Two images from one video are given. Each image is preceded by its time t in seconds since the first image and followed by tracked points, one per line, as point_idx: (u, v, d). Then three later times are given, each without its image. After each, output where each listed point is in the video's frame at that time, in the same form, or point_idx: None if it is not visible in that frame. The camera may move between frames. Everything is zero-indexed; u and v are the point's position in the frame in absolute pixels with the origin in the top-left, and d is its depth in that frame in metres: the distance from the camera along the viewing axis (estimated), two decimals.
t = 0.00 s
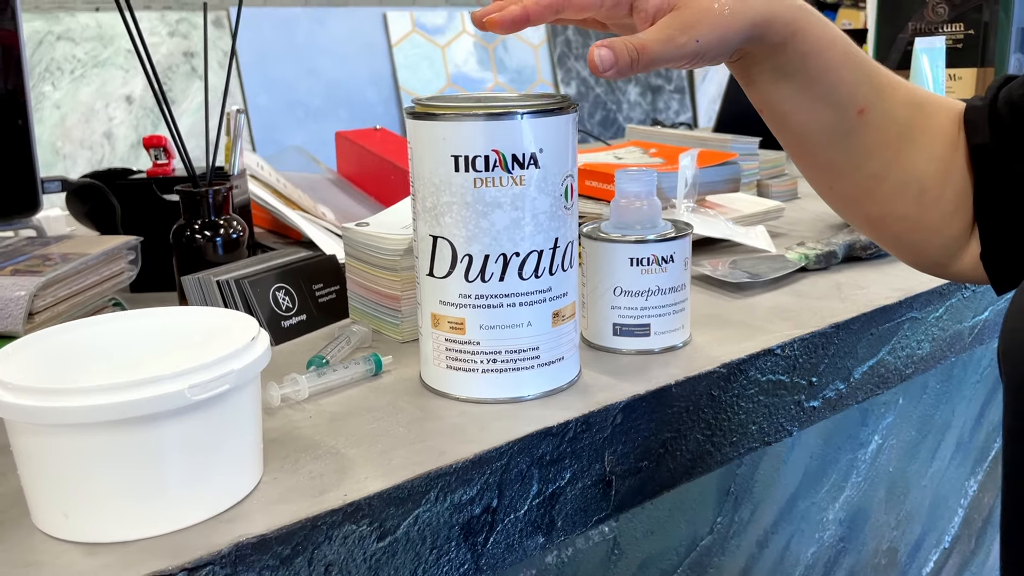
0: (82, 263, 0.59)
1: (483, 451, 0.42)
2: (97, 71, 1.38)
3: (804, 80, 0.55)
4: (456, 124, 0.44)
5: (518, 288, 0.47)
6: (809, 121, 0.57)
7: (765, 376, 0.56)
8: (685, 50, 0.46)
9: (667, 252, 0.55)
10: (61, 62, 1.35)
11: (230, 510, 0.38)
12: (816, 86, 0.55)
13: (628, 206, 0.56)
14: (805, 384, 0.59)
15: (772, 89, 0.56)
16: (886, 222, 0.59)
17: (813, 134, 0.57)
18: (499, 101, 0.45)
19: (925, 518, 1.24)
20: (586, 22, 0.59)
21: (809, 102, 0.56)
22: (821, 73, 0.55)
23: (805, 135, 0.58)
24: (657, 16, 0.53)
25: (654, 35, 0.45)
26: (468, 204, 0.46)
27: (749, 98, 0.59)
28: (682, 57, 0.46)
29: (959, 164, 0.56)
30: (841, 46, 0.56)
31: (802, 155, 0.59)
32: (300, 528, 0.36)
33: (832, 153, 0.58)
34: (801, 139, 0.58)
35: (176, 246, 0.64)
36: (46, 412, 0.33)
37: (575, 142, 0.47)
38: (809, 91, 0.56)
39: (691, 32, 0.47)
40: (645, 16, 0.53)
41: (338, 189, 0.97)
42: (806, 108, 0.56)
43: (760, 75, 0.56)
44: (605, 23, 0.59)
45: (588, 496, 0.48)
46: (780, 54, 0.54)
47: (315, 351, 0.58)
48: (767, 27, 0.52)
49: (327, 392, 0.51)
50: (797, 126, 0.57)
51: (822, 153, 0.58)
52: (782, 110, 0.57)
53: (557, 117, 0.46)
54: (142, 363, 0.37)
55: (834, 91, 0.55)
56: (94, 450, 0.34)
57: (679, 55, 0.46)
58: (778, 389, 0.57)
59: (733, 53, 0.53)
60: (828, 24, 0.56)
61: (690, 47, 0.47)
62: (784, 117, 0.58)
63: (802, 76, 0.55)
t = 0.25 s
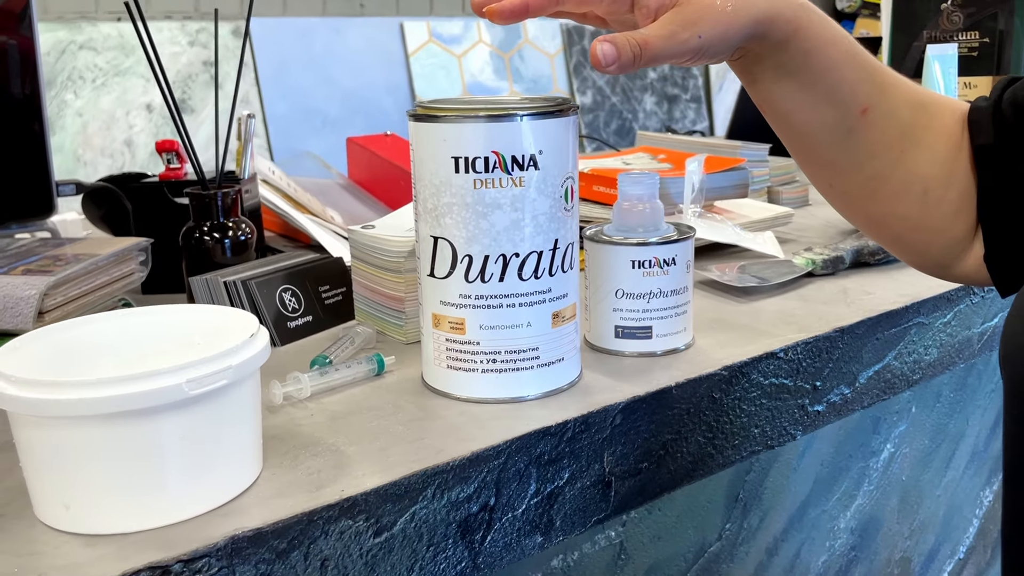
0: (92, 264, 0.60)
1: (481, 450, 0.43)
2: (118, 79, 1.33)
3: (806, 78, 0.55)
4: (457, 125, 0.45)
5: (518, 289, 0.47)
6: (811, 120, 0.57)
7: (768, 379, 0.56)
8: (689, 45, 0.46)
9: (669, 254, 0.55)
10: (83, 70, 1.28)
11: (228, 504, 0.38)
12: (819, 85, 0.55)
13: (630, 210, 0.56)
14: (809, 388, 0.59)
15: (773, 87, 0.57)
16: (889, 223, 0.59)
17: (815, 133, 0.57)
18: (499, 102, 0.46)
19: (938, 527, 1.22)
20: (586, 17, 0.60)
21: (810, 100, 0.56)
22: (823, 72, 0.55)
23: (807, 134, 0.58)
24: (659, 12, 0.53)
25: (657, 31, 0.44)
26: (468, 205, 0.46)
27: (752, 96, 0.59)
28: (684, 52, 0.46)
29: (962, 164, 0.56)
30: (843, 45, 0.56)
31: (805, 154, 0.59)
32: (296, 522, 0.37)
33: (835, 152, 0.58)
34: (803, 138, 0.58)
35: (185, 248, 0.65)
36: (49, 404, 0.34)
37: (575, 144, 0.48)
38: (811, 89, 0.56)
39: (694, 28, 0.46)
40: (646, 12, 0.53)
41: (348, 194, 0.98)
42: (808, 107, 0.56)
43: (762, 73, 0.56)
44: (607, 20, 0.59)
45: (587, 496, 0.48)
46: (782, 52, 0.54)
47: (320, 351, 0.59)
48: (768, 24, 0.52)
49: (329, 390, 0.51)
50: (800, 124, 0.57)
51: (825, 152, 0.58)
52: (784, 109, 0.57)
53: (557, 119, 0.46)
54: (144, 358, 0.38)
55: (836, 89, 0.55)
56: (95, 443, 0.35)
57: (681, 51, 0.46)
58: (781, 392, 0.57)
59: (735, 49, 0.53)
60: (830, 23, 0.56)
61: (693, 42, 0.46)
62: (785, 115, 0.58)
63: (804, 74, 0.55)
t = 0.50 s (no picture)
0: (98, 261, 0.61)
1: (476, 446, 0.43)
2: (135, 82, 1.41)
3: (810, 77, 0.55)
4: (455, 122, 0.45)
5: (515, 286, 0.47)
6: (816, 119, 0.56)
7: (769, 379, 0.56)
8: (692, 43, 0.45)
9: (669, 253, 0.55)
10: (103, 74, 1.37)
11: (222, 496, 0.38)
12: (823, 84, 0.55)
13: (631, 208, 0.56)
14: (812, 389, 0.58)
15: (777, 87, 0.56)
16: (895, 223, 0.59)
17: (820, 132, 0.57)
18: (497, 99, 0.46)
19: (951, 534, 1.21)
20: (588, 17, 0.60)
21: (815, 100, 0.56)
22: (828, 71, 0.54)
23: (812, 133, 0.57)
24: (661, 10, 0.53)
25: (659, 29, 0.44)
26: (465, 201, 0.46)
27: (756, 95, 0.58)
28: (687, 51, 0.46)
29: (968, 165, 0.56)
30: (848, 44, 0.55)
31: (810, 154, 0.59)
32: (289, 515, 0.37)
33: (840, 151, 0.57)
34: (807, 138, 0.58)
35: (191, 246, 0.66)
36: (44, 394, 0.34)
37: (573, 142, 0.48)
38: (816, 88, 0.55)
39: (697, 26, 0.46)
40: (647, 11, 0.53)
41: (356, 195, 0.98)
42: (812, 106, 0.56)
43: (766, 72, 0.56)
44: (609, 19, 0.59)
45: (584, 494, 0.48)
46: (786, 51, 0.54)
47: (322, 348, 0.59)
48: (771, 24, 0.51)
49: (328, 387, 0.52)
50: (804, 123, 0.57)
51: (830, 152, 0.58)
52: (788, 108, 0.57)
53: (556, 117, 0.46)
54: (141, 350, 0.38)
55: (841, 89, 0.55)
56: (90, 433, 0.35)
57: (684, 50, 0.45)
58: (784, 393, 0.57)
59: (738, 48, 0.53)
60: (836, 21, 0.55)
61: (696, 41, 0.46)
62: (789, 115, 0.57)
63: (808, 73, 0.55)
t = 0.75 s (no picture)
0: (105, 256, 0.62)
1: (471, 440, 0.43)
2: (155, 85, 1.56)
3: (804, 80, 0.53)
4: (453, 116, 0.45)
5: (514, 281, 0.47)
6: (812, 124, 0.55)
7: (772, 378, 0.55)
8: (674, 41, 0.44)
9: (671, 249, 0.54)
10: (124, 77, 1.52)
11: (217, 487, 0.38)
12: (817, 88, 0.54)
13: (633, 205, 0.56)
14: (815, 388, 0.58)
15: (770, 92, 0.55)
16: (898, 226, 0.58)
17: (817, 138, 0.56)
18: (495, 94, 0.46)
19: (965, 539, 1.20)
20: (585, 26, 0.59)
21: (809, 105, 0.54)
22: (821, 76, 0.53)
23: (808, 139, 0.56)
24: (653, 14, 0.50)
25: (640, 25, 0.42)
26: (464, 196, 0.46)
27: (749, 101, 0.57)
28: (669, 51, 0.44)
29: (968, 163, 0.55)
30: (839, 47, 0.54)
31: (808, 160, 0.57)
32: (282, 506, 0.37)
33: (838, 156, 0.56)
34: (803, 143, 0.57)
35: (198, 242, 0.67)
36: (39, 382, 0.34)
37: (572, 138, 0.48)
38: (810, 93, 0.54)
39: (679, 25, 0.44)
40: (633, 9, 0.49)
41: (366, 194, 0.99)
42: (807, 111, 0.55)
43: (758, 78, 0.54)
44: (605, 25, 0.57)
45: (582, 490, 0.48)
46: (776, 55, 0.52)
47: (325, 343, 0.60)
48: (761, 29, 0.50)
49: (328, 381, 0.52)
50: (800, 129, 0.56)
51: (828, 157, 0.57)
52: (782, 113, 0.55)
53: (554, 111, 0.46)
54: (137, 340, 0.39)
55: (835, 93, 0.54)
56: (85, 422, 0.35)
57: (665, 48, 0.44)
58: (786, 392, 0.56)
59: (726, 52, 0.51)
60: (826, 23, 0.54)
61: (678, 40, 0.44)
62: (784, 120, 0.56)
63: (801, 78, 0.53)
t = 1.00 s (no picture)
0: (114, 258, 0.62)
1: (468, 442, 0.43)
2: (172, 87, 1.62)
3: (861, 48, 0.46)
4: (454, 122, 0.45)
5: (513, 285, 0.48)
6: (856, 100, 0.48)
7: (773, 382, 0.55)
8: None
9: (672, 254, 0.55)
10: (141, 78, 1.58)
11: (216, 487, 0.39)
12: (871, 60, 0.46)
13: (635, 210, 0.56)
14: (817, 393, 0.58)
15: (824, 54, 0.47)
16: (922, 217, 0.52)
17: (856, 117, 0.48)
18: (496, 100, 0.46)
19: (976, 545, 1.19)
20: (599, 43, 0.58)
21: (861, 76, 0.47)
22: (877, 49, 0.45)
23: (848, 114, 0.49)
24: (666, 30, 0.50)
25: None
26: (463, 200, 0.47)
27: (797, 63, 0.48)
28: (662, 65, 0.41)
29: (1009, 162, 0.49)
30: (899, 18, 0.46)
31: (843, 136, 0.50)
32: (279, 506, 0.37)
33: (878, 137, 0.49)
34: (844, 119, 0.49)
35: (206, 243, 0.68)
36: (41, 383, 0.35)
37: (572, 143, 0.48)
38: (861, 64, 0.46)
39: None
40: None
41: (375, 195, 0.99)
42: (859, 81, 0.47)
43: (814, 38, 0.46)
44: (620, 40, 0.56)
45: (580, 493, 0.48)
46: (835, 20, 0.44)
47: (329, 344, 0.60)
48: None
49: (331, 382, 0.53)
50: (842, 103, 0.48)
51: (865, 136, 0.49)
52: (831, 81, 0.47)
53: (554, 117, 0.47)
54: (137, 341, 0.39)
55: (890, 66, 0.46)
56: (87, 423, 0.36)
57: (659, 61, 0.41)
58: (788, 396, 0.56)
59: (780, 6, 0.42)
60: None
61: None
62: (831, 90, 0.48)
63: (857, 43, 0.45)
